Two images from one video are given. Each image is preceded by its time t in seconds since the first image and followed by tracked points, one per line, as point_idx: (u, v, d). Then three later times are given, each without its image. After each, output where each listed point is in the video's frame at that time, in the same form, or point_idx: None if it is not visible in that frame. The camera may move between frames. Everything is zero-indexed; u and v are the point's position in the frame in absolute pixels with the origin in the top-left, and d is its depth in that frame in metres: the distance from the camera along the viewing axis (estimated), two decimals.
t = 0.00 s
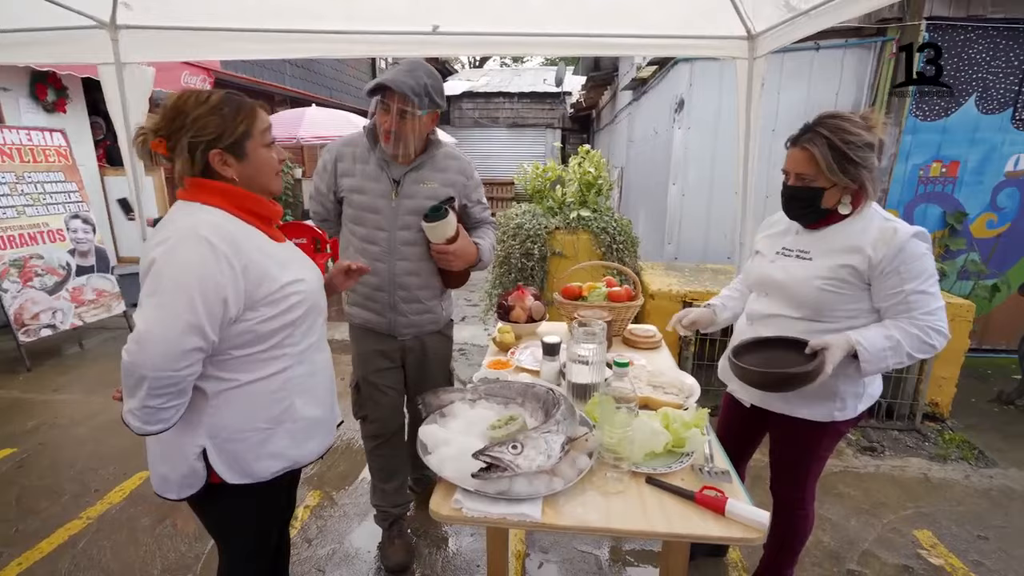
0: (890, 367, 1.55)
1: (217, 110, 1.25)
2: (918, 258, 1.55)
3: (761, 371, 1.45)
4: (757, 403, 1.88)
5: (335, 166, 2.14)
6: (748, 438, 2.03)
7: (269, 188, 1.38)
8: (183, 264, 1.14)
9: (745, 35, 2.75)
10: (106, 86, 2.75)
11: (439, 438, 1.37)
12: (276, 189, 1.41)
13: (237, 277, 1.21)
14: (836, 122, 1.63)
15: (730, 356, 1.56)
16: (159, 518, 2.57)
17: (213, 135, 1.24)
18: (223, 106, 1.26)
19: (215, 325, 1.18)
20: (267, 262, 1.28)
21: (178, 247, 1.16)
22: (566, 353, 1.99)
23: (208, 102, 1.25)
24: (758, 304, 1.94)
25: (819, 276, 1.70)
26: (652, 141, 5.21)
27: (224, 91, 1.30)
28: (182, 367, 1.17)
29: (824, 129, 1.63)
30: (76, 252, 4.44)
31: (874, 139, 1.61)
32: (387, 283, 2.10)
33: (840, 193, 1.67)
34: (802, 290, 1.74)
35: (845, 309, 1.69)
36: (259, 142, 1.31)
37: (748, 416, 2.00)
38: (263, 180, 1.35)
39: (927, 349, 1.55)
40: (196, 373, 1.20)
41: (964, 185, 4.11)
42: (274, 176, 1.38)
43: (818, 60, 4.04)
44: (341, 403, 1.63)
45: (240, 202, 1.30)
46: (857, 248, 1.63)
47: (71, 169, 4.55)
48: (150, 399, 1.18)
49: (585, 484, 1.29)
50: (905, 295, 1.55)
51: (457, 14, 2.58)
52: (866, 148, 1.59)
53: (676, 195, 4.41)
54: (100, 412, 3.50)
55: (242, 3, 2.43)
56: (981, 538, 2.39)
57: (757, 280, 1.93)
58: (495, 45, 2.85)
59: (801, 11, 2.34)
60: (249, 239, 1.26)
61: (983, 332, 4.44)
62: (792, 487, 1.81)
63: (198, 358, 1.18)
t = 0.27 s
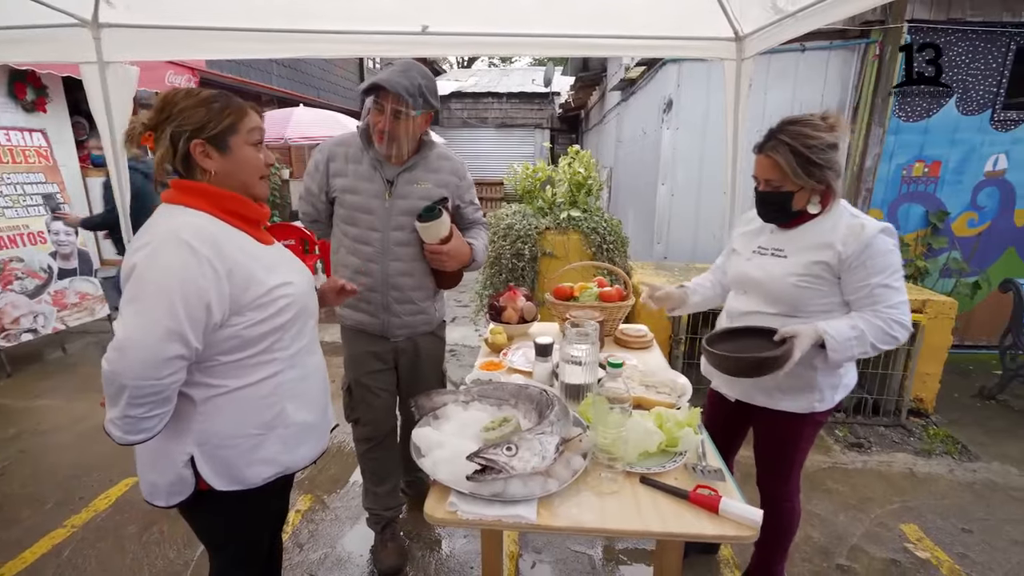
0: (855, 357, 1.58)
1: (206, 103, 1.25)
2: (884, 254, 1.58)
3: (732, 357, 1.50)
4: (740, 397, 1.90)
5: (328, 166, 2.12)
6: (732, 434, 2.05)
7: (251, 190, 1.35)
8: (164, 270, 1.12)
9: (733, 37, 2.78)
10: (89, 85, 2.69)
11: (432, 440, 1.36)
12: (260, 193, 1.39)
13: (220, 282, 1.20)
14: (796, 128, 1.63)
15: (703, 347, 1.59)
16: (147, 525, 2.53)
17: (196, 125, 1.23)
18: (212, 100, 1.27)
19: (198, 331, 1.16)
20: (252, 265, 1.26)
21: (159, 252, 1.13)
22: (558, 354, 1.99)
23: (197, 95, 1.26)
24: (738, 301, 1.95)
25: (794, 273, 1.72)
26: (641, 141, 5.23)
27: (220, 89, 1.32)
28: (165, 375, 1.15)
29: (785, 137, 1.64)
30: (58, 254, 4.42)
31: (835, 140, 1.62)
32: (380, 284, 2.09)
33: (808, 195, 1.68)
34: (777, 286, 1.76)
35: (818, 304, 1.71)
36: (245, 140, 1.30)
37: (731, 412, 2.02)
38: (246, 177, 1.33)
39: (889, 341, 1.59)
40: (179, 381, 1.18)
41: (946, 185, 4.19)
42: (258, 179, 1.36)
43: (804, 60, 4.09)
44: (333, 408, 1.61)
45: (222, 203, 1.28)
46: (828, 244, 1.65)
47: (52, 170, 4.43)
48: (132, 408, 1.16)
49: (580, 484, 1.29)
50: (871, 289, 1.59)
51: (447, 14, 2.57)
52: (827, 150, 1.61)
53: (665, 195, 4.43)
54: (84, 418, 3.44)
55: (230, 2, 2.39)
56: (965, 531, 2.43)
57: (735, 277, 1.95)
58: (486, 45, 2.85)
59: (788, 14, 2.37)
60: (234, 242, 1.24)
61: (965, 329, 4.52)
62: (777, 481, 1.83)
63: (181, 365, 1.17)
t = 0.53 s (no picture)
0: (821, 345, 1.62)
1: (213, 103, 1.25)
2: (843, 246, 1.62)
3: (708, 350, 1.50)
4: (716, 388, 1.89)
5: (324, 165, 2.09)
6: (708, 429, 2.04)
7: (247, 197, 1.32)
8: (155, 270, 1.10)
9: (725, 38, 2.79)
10: (75, 84, 2.65)
11: (427, 442, 1.35)
12: (257, 201, 1.36)
13: (212, 284, 1.18)
14: (759, 130, 1.64)
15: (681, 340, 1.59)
16: (136, 530, 2.50)
17: (199, 123, 1.23)
18: (221, 102, 1.26)
19: (188, 334, 1.14)
20: (245, 268, 1.24)
21: (152, 252, 1.11)
22: (553, 354, 1.98)
23: (206, 95, 1.26)
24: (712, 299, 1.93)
25: (762, 268, 1.73)
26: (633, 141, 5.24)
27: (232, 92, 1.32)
28: (153, 378, 1.13)
29: (750, 138, 1.64)
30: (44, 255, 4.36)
31: (794, 141, 1.64)
32: (377, 283, 2.07)
33: (773, 193, 1.68)
34: (747, 282, 1.76)
35: (787, 296, 1.73)
36: (243, 144, 1.27)
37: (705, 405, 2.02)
38: (240, 181, 1.30)
39: (853, 329, 1.63)
40: (167, 385, 1.16)
41: (934, 185, 4.23)
42: (254, 187, 1.33)
43: (793, 61, 4.11)
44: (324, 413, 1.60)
45: (216, 204, 1.25)
46: (793, 238, 1.67)
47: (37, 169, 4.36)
48: (117, 411, 1.14)
49: (575, 486, 1.28)
50: (831, 280, 1.62)
51: (440, 13, 2.55)
52: (789, 151, 1.62)
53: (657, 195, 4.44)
54: (71, 422, 3.38)
55: None
56: (955, 527, 2.45)
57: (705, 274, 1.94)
58: (478, 45, 2.84)
59: (779, 14, 2.38)
60: (227, 245, 1.22)
61: (953, 327, 4.57)
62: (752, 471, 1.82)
63: (170, 368, 1.15)
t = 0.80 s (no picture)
0: (806, 332, 1.67)
1: (214, 106, 1.23)
2: (815, 236, 1.68)
3: (701, 349, 1.50)
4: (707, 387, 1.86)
5: (321, 166, 2.05)
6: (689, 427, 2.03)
7: (243, 201, 1.31)
8: (151, 272, 1.08)
9: (719, 38, 2.79)
10: (63, 84, 2.61)
11: (422, 445, 1.34)
12: (253, 206, 1.35)
13: (209, 287, 1.16)
14: (726, 132, 1.66)
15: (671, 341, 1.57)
16: (127, 535, 2.47)
17: (199, 125, 1.21)
18: (222, 105, 1.25)
19: (183, 337, 1.13)
20: (241, 270, 1.23)
21: (147, 253, 1.09)
22: (548, 355, 1.98)
23: (207, 97, 1.25)
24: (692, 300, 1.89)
25: (745, 265, 1.73)
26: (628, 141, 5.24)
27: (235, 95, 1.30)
28: (147, 383, 1.11)
29: (718, 142, 1.66)
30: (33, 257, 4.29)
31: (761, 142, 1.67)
32: (376, 282, 2.06)
33: (742, 193, 1.71)
34: (731, 280, 1.76)
35: (767, 290, 1.75)
36: (242, 148, 1.26)
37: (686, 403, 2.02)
38: (236, 185, 1.28)
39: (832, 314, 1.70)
40: (162, 389, 1.14)
41: (925, 184, 4.26)
42: (251, 192, 1.32)
43: (787, 61, 4.13)
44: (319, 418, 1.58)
45: (214, 207, 1.24)
46: (769, 233, 1.71)
47: (25, 170, 4.30)
48: (110, 416, 1.12)
49: (572, 489, 1.28)
50: (809, 270, 1.68)
51: (435, 12, 2.54)
52: (755, 152, 1.65)
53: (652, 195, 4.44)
54: (61, 426, 3.34)
55: None
56: (949, 525, 2.46)
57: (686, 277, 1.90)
58: (473, 44, 2.83)
59: (773, 15, 2.38)
60: (223, 246, 1.21)
61: (945, 326, 4.61)
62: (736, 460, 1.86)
63: (165, 372, 1.13)
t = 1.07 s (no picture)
0: (804, 332, 1.67)
1: (199, 107, 1.22)
2: (809, 234, 1.68)
3: (698, 351, 1.48)
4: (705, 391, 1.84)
5: (321, 166, 2.04)
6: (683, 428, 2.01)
7: (236, 201, 1.31)
8: (144, 273, 1.07)
9: (717, 38, 2.78)
10: (59, 84, 2.59)
11: (420, 447, 1.32)
12: (246, 205, 1.34)
13: (202, 286, 1.15)
14: (717, 131, 1.65)
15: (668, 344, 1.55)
16: (124, 537, 2.45)
17: (185, 128, 1.20)
18: (207, 106, 1.23)
19: (178, 338, 1.11)
20: (235, 269, 1.22)
21: (139, 254, 1.08)
22: (546, 356, 1.97)
23: (190, 97, 1.23)
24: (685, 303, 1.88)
25: (740, 266, 1.72)
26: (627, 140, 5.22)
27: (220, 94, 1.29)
28: (141, 385, 1.10)
29: (710, 141, 1.65)
30: (30, 257, 4.28)
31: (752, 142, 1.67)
32: (377, 281, 2.04)
33: (734, 193, 1.71)
34: (726, 281, 1.75)
35: (763, 290, 1.74)
36: (233, 149, 1.25)
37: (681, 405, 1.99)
38: (228, 186, 1.28)
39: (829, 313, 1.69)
40: (156, 391, 1.13)
41: (923, 184, 4.25)
42: (244, 191, 1.32)
43: (785, 61, 4.12)
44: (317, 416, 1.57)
45: (206, 207, 1.23)
46: (763, 233, 1.70)
47: (21, 170, 4.27)
48: (104, 419, 1.10)
49: (571, 491, 1.27)
50: (805, 269, 1.68)
51: (434, 12, 2.52)
52: (747, 152, 1.65)
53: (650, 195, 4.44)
54: (56, 427, 3.32)
55: None
56: (948, 525, 2.46)
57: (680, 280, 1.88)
58: (472, 44, 2.81)
59: (771, 14, 2.38)
60: (216, 245, 1.20)
61: (943, 326, 4.61)
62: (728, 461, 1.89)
63: (160, 374, 1.12)
